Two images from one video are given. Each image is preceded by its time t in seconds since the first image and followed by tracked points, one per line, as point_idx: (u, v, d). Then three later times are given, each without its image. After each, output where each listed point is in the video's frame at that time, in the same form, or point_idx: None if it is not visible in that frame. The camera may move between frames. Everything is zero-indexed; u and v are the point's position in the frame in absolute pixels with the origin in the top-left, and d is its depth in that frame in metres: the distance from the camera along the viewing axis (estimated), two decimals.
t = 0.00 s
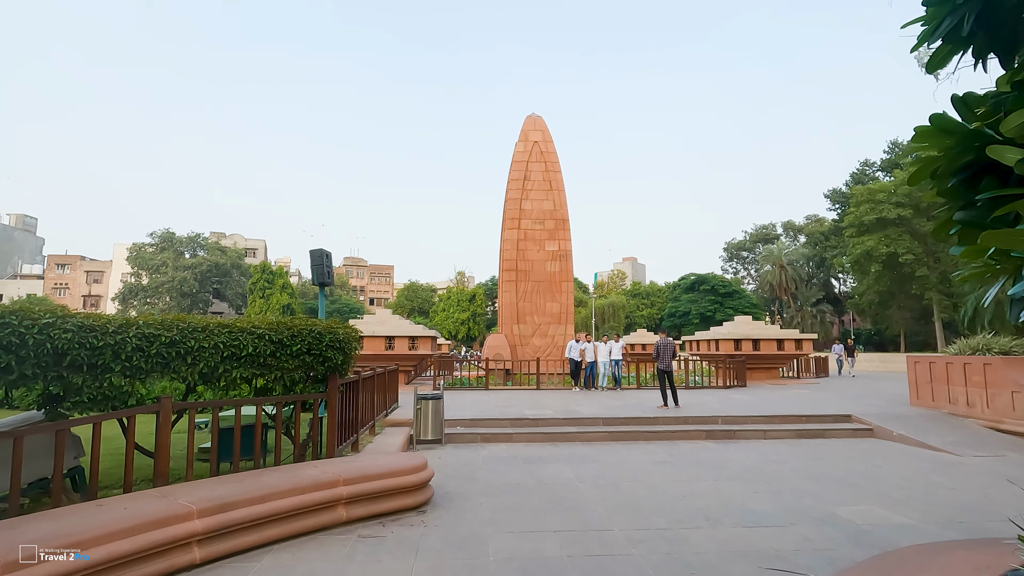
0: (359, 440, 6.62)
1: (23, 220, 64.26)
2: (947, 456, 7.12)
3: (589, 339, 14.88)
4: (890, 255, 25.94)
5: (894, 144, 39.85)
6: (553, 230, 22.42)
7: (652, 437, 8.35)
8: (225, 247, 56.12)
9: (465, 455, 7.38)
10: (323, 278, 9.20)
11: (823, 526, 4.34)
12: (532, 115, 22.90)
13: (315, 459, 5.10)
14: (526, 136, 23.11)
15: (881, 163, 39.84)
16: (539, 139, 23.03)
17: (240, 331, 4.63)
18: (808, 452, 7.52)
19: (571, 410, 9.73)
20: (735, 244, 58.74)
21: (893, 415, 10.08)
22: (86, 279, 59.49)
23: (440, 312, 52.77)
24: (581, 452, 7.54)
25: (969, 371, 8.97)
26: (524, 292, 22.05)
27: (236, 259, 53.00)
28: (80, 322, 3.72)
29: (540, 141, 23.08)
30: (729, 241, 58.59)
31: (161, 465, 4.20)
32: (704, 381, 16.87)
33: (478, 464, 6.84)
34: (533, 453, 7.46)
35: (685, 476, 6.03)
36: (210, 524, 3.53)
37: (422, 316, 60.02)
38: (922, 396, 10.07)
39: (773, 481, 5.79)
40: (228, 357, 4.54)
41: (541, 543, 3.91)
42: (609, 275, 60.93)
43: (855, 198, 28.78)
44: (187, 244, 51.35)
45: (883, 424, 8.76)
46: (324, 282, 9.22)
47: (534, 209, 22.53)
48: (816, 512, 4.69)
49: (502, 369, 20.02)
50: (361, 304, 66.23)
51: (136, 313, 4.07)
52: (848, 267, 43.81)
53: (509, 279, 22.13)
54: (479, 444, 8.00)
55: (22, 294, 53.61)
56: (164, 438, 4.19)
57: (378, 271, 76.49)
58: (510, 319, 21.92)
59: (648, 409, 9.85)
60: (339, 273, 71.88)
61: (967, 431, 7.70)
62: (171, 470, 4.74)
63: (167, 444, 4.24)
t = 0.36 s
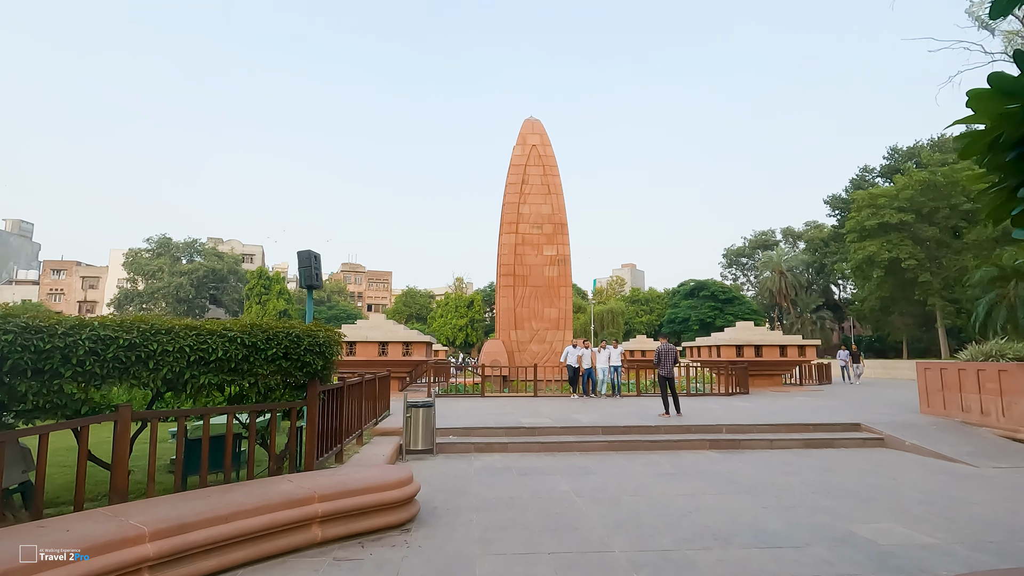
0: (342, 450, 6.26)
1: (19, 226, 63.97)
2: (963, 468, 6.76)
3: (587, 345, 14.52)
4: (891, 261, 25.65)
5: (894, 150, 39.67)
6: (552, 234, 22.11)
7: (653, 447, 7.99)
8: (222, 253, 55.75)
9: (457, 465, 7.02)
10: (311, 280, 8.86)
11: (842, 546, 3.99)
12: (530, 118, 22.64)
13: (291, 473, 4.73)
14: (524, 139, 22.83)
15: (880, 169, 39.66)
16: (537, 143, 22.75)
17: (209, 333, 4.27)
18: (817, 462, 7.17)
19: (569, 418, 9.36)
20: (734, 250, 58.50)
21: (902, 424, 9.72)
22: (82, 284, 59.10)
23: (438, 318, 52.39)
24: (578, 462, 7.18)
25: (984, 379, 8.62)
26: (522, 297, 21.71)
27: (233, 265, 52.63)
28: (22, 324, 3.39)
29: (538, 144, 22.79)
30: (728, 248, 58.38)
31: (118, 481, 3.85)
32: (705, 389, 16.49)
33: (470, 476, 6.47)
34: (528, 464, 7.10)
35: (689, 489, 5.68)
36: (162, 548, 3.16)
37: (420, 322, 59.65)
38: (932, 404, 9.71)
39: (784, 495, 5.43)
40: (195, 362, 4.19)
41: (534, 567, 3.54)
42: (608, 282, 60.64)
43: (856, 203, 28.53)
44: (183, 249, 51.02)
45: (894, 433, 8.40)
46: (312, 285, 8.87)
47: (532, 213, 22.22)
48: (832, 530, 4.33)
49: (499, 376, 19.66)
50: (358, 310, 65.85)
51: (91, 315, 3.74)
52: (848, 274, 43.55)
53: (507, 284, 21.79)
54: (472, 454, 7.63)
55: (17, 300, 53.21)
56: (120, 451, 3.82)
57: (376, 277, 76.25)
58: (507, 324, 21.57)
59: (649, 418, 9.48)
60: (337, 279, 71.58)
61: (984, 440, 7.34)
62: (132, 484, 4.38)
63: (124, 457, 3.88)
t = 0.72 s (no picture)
0: (326, 461, 5.92)
1: (21, 230, 63.99)
2: (984, 480, 6.40)
3: (588, 350, 14.17)
4: (898, 263, 25.26)
5: (899, 153, 39.33)
6: (553, 236, 21.79)
7: (656, 457, 7.64)
8: (223, 257, 55.55)
9: (449, 477, 6.68)
10: (300, 283, 8.57)
11: (863, 571, 3.64)
12: (531, 120, 22.37)
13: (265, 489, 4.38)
14: (524, 141, 22.55)
15: (885, 172, 39.30)
16: (538, 144, 22.46)
17: (176, 338, 3.96)
18: (828, 474, 6.81)
19: (568, 426, 9.00)
20: (737, 254, 58.11)
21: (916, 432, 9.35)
22: (83, 288, 59.02)
23: (439, 322, 52.09)
24: (577, 474, 6.83)
25: (1002, 386, 8.25)
26: (522, 301, 21.39)
27: (234, 269, 52.44)
28: None
29: (539, 146, 22.50)
30: (731, 252, 57.99)
31: (69, 497, 3.51)
32: (709, 394, 16.11)
33: (462, 488, 6.13)
34: (525, 475, 6.75)
35: (695, 504, 5.33)
36: None
37: (421, 326, 59.38)
38: (947, 411, 9.32)
39: (796, 511, 5.08)
40: (159, 370, 3.87)
41: None
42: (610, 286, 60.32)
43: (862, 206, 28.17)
44: (185, 253, 50.88)
45: (909, 442, 8.02)
46: (301, 287, 8.58)
47: (532, 215, 21.91)
48: (852, 553, 3.98)
49: (499, 381, 19.32)
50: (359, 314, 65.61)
51: (42, 318, 3.45)
52: (853, 277, 43.13)
53: (507, 287, 21.47)
54: (467, 465, 7.29)
55: (18, 304, 53.13)
56: (72, 465, 3.47)
57: (378, 281, 76.11)
58: (508, 328, 21.24)
59: (652, 426, 9.11)
60: (338, 283, 71.43)
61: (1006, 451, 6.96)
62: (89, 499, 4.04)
63: (77, 472, 3.53)
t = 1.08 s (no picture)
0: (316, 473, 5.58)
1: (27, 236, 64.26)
2: (1018, 494, 5.99)
3: (593, 355, 13.80)
4: (909, 267, 24.77)
5: (906, 156, 38.88)
6: (557, 240, 21.47)
7: (665, 467, 7.27)
8: (227, 263, 55.49)
9: (447, 489, 6.33)
10: (294, 285, 8.27)
11: None
12: (535, 122, 22.10)
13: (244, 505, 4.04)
14: (528, 144, 22.29)
15: (893, 175, 38.86)
16: (541, 147, 22.19)
17: (146, 341, 3.65)
18: (849, 486, 6.42)
19: (573, 435, 8.64)
20: (743, 259, 57.60)
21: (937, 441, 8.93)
22: (88, 295, 59.02)
23: (443, 328, 51.79)
24: (583, 486, 6.47)
25: None
26: (526, 306, 21.06)
27: (238, 275, 52.31)
28: None
29: (542, 149, 22.23)
30: (737, 257, 57.50)
31: (22, 519, 3.18)
32: (718, 401, 15.69)
33: (460, 502, 5.79)
34: (528, 487, 6.40)
35: (709, 520, 4.97)
36: None
37: (425, 332, 59.11)
38: (971, 419, 8.90)
39: (821, 529, 4.70)
40: (128, 375, 3.57)
41: None
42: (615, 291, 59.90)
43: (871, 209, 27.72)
44: (189, 259, 50.82)
45: (932, 452, 7.61)
46: (296, 290, 8.28)
47: (536, 219, 21.60)
48: None
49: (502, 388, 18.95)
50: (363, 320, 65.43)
51: None
52: (861, 282, 42.57)
53: (511, 292, 21.14)
54: (466, 476, 6.94)
55: (24, 310, 53.19)
56: (25, 483, 3.13)
57: (382, 287, 76.04)
58: (511, 334, 20.89)
59: (661, 434, 8.73)
60: (342, 289, 71.35)
61: None
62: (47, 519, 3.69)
63: (33, 485, 3.20)
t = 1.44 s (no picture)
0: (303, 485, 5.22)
1: (32, 240, 64.42)
2: None
3: (599, 358, 13.40)
4: (921, 268, 24.26)
5: (915, 156, 38.35)
6: (561, 241, 21.12)
7: (677, 477, 6.87)
8: (230, 266, 55.37)
9: (446, 500, 5.96)
10: (288, 286, 7.92)
11: None
12: (538, 122, 21.77)
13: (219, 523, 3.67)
14: (531, 144, 21.95)
15: (901, 176, 38.35)
16: (545, 147, 21.85)
17: (107, 342, 3.31)
18: (874, 498, 6.00)
19: (579, 442, 8.25)
20: (749, 261, 57.01)
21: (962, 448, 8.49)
22: (92, 298, 58.98)
23: (447, 331, 51.45)
24: (590, 497, 6.08)
25: None
26: (530, 308, 20.69)
27: (242, 278, 52.12)
28: None
29: (547, 149, 21.87)
30: (742, 259, 56.94)
31: None
32: (728, 405, 15.24)
33: (459, 515, 5.40)
34: (531, 499, 6.01)
35: (727, 537, 4.58)
36: None
37: (429, 335, 58.78)
38: (998, 426, 8.45)
39: (851, 548, 4.29)
40: (86, 380, 3.24)
41: None
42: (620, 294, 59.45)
43: (881, 209, 27.24)
44: (193, 263, 50.67)
45: (960, 460, 7.19)
46: (289, 291, 7.94)
47: (540, 220, 21.25)
48: None
49: (506, 392, 18.55)
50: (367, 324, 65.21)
51: None
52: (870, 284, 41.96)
53: (514, 294, 20.78)
54: (466, 486, 6.57)
55: (29, 314, 53.20)
56: None
57: (386, 290, 75.89)
58: (515, 336, 20.50)
59: (671, 441, 8.32)
60: (346, 293, 71.21)
61: None
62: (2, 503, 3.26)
63: None
